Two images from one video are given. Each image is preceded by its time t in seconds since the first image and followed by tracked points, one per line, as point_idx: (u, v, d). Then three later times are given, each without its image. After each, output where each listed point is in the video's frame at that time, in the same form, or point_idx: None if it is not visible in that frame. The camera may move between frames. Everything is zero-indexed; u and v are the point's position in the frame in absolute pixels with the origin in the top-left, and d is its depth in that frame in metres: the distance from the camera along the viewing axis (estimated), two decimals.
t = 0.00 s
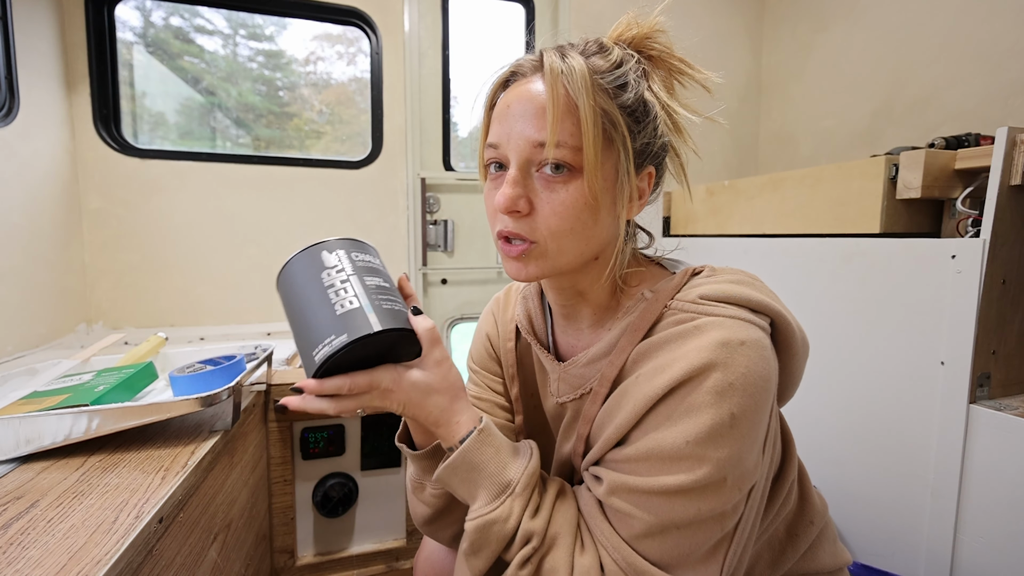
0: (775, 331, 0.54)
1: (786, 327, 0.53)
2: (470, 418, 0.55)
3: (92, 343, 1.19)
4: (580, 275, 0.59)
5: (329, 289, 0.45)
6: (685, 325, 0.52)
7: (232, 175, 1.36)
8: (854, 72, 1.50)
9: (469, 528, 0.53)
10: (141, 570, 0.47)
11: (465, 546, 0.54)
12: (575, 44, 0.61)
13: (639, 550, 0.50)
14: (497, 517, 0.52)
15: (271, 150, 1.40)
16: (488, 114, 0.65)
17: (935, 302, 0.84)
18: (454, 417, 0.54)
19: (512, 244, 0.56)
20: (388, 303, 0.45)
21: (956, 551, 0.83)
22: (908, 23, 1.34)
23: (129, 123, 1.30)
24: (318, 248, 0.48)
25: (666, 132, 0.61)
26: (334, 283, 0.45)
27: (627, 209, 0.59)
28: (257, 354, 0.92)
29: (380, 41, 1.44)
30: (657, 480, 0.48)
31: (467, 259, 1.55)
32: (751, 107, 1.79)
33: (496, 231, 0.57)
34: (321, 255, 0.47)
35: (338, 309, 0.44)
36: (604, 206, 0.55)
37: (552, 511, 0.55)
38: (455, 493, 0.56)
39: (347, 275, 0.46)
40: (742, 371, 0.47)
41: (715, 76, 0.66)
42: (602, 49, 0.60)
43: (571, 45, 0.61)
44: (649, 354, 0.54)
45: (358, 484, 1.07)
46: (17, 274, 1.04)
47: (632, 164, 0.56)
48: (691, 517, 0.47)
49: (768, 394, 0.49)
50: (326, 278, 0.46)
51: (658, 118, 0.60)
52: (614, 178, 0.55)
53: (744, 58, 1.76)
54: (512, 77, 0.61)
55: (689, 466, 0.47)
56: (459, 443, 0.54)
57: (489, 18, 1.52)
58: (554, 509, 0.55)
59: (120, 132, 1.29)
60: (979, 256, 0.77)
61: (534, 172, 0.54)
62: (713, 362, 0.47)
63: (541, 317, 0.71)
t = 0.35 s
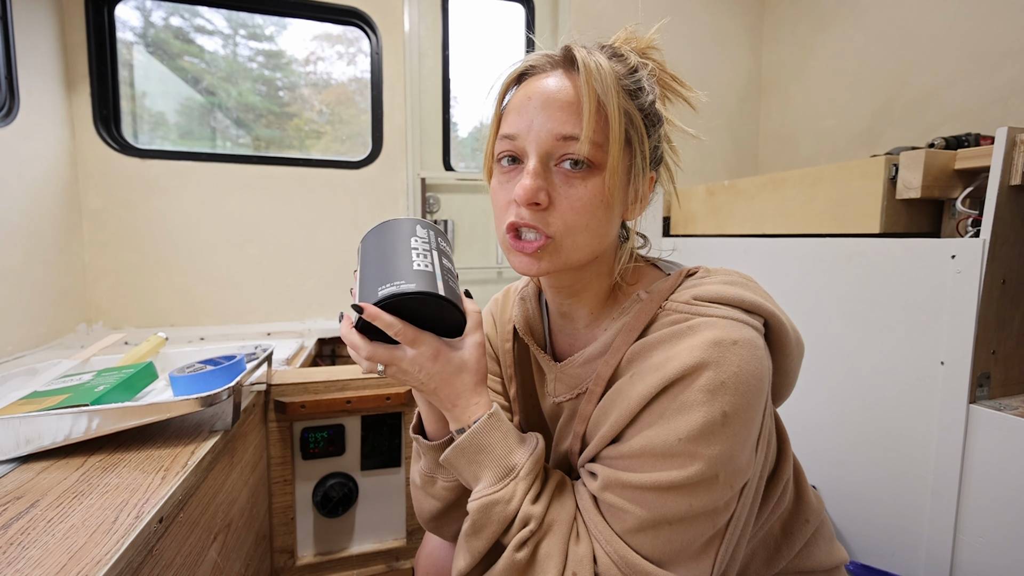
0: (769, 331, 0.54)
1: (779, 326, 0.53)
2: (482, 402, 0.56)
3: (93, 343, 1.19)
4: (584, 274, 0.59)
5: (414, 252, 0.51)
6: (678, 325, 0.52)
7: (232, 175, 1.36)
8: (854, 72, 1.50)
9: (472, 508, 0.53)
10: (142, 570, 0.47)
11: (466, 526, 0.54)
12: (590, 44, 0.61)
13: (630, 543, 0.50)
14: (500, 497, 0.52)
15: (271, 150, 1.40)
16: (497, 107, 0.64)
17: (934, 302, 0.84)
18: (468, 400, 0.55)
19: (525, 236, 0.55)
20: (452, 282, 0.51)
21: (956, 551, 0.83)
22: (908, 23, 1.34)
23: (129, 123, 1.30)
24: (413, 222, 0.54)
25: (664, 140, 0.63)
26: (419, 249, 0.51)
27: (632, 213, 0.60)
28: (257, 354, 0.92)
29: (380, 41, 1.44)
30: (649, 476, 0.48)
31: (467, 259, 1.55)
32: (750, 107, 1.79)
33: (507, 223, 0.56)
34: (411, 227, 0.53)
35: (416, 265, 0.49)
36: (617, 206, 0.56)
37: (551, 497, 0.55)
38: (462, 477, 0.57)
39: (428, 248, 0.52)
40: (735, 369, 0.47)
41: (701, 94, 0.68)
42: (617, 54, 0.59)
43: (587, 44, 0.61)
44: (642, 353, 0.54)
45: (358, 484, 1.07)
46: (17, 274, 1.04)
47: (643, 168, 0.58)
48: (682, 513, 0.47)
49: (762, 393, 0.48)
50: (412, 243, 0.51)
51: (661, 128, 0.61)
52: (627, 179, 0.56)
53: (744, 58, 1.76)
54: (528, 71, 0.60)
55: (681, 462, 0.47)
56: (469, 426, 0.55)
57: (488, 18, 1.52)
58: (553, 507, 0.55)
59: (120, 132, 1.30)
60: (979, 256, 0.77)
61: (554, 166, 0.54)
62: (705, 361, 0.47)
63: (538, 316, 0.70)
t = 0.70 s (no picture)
0: (777, 333, 0.54)
1: (788, 329, 0.53)
2: (460, 419, 0.55)
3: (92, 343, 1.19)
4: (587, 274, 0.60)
5: (313, 315, 0.46)
6: (689, 327, 0.52)
7: (232, 175, 1.36)
8: (854, 72, 1.50)
9: (464, 526, 0.53)
10: (142, 570, 0.47)
11: (459, 543, 0.54)
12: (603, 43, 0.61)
13: (637, 542, 0.50)
14: (492, 511, 0.53)
15: (271, 150, 1.40)
16: (509, 105, 0.65)
17: (934, 302, 0.84)
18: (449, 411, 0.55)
19: (527, 233, 0.55)
20: (375, 321, 0.46)
21: (956, 551, 0.83)
22: (908, 23, 1.34)
23: (129, 123, 1.30)
24: (300, 269, 0.48)
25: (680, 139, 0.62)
26: (318, 307, 0.46)
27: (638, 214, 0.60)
28: (257, 354, 0.92)
29: (380, 40, 1.44)
30: (659, 476, 0.48)
31: (466, 259, 1.56)
32: (751, 107, 1.79)
33: (511, 220, 0.57)
34: (308, 275, 0.48)
35: (325, 336, 0.44)
36: (621, 206, 0.56)
37: (544, 502, 0.56)
38: (452, 492, 0.57)
39: (334, 295, 0.47)
40: (746, 372, 0.47)
41: (725, 93, 0.68)
42: (628, 54, 0.60)
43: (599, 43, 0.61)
44: (652, 354, 0.54)
45: (358, 484, 1.07)
46: (17, 274, 1.04)
47: (649, 168, 0.57)
48: (691, 513, 0.47)
49: (770, 395, 0.49)
50: (308, 304, 0.46)
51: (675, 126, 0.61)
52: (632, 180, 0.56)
53: (744, 58, 1.76)
54: (540, 70, 0.61)
55: (691, 463, 0.47)
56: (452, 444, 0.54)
57: (488, 18, 1.52)
58: (553, 507, 0.55)
59: (120, 131, 1.29)
60: (979, 256, 0.77)
61: (556, 163, 0.54)
62: (717, 363, 0.47)
63: (544, 316, 0.70)
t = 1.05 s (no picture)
0: (777, 338, 0.54)
1: (789, 334, 0.53)
2: (473, 411, 0.56)
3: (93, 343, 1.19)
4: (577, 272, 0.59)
5: (338, 304, 0.45)
6: (685, 331, 0.52)
7: (232, 175, 1.36)
8: (854, 72, 1.50)
9: (467, 514, 0.53)
10: (141, 570, 0.47)
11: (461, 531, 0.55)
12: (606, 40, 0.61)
13: (632, 548, 0.50)
14: (495, 503, 0.53)
15: (271, 150, 1.40)
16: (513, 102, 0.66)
17: (935, 302, 0.84)
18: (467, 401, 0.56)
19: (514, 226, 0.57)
20: (398, 315, 0.46)
21: (956, 551, 0.83)
22: (908, 23, 1.34)
23: (129, 123, 1.30)
24: (330, 254, 0.47)
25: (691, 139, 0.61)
26: (344, 296, 0.46)
27: (632, 214, 0.59)
28: (257, 354, 0.92)
29: (380, 40, 1.44)
30: (653, 482, 0.48)
31: (466, 259, 1.56)
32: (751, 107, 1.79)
33: (501, 213, 0.59)
34: (336, 261, 0.47)
35: (348, 327, 0.44)
36: (608, 203, 0.56)
37: (546, 499, 0.55)
38: (458, 480, 0.57)
39: (360, 284, 0.46)
40: (742, 378, 0.47)
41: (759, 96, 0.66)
42: (630, 50, 0.60)
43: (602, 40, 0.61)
44: (648, 358, 0.54)
45: (358, 484, 1.07)
46: (18, 274, 1.04)
47: (637, 166, 0.56)
48: (686, 520, 0.47)
49: (767, 402, 0.49)
50: (334, 291, 0.46)
51: (681, 124, 0.60)
52: (619, 177, 0.56)
53: (744, 58, 1.76)
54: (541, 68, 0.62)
55: (685, 469, 0.47)
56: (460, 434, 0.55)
57: (488, 18, 1.52)
58: (554, 506, 0.55)
59: (120, 132, 1.29)
60: (979, 256, 0.77)
61: (541, 157, 0.55)
62: (713, 368, 0.47)
63: (542, 316, 0.70)
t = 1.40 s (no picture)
0: (789, 344, 0.54)
1: (801, 341, 0.53)
2: (480, 405, 0.57)
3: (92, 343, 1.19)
4: (571, 266, 0.60)
5: (400, 260, 0.49)
6: (698, 337, 0.52)
7: (232, 175, 1.36)
8: (855, 72, 1.50)
9: (472, 508, 0.53)
10: (142, 570, 0.47)
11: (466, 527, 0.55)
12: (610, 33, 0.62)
13: (638, 555, 0.50)
14: (501, 496, 0.53)
15: (271, 150, 1.40)
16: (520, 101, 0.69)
17: (935, 302, 0.84)
18: (476, 394, 0.57)
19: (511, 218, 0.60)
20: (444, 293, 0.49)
21: (956, 551, 0.83)
22: (908, 23, 1.34)
23: (129, 123, 1.30)
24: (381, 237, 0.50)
25: (701, 133, 0.60)
26: (404, 258, 0.50)
27: (627, 207, 0.59)
28: (257, 354, 0.92)
29: (380, 40, 1.44)
30: (663, 490, 0.48)
31: (467, 259, 1.56)
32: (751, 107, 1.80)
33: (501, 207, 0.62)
34: (385, 243, 0.50)
35: (416, 275, 0.48)
36: (596, 193, 0.56)
37: (550, 495, 0.56)
38: (462, 477, 0.57)
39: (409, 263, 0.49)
40: (756, 386, 0.47)
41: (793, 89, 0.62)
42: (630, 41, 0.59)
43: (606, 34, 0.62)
44: (660, 363, 0.54)
45: (358, 484, 1.07)
46: (18, 274, 1.04)
47: (624, 157, 0.56)
48: (694, 529, 0.47)
49: (780, 410, 0.49)
50: (394, 253, 0.50)
51: (682, 113, 0.58)
52: (607, 167, 0.56)
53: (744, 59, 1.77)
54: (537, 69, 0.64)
55: (696, 478, 0.47)
56: (466, 428, 0.56)
57: (488, 17, 1.52)
58: (555, 508, 0.55)
59: (120, 132, 1.29)
60: (979, 256, 0.77)
61: (530, 150, 0.57)
62: (728, 376, 0.47)
63: (546, 315, 0.70)
